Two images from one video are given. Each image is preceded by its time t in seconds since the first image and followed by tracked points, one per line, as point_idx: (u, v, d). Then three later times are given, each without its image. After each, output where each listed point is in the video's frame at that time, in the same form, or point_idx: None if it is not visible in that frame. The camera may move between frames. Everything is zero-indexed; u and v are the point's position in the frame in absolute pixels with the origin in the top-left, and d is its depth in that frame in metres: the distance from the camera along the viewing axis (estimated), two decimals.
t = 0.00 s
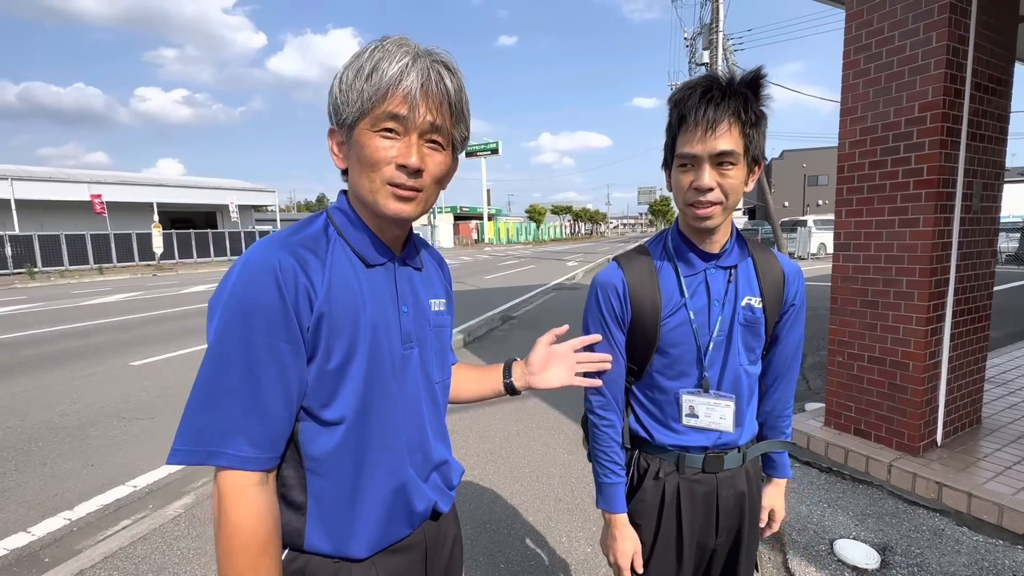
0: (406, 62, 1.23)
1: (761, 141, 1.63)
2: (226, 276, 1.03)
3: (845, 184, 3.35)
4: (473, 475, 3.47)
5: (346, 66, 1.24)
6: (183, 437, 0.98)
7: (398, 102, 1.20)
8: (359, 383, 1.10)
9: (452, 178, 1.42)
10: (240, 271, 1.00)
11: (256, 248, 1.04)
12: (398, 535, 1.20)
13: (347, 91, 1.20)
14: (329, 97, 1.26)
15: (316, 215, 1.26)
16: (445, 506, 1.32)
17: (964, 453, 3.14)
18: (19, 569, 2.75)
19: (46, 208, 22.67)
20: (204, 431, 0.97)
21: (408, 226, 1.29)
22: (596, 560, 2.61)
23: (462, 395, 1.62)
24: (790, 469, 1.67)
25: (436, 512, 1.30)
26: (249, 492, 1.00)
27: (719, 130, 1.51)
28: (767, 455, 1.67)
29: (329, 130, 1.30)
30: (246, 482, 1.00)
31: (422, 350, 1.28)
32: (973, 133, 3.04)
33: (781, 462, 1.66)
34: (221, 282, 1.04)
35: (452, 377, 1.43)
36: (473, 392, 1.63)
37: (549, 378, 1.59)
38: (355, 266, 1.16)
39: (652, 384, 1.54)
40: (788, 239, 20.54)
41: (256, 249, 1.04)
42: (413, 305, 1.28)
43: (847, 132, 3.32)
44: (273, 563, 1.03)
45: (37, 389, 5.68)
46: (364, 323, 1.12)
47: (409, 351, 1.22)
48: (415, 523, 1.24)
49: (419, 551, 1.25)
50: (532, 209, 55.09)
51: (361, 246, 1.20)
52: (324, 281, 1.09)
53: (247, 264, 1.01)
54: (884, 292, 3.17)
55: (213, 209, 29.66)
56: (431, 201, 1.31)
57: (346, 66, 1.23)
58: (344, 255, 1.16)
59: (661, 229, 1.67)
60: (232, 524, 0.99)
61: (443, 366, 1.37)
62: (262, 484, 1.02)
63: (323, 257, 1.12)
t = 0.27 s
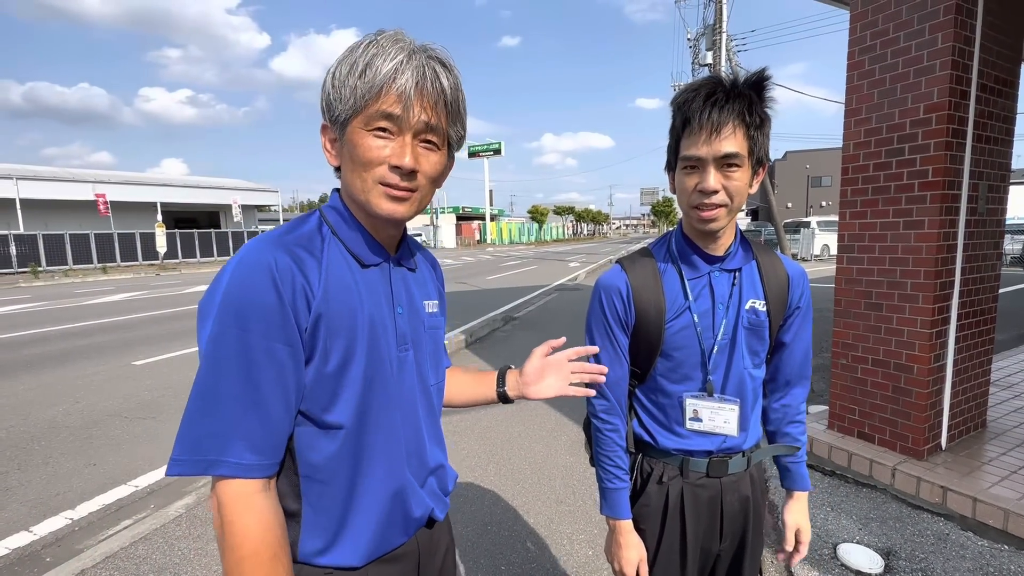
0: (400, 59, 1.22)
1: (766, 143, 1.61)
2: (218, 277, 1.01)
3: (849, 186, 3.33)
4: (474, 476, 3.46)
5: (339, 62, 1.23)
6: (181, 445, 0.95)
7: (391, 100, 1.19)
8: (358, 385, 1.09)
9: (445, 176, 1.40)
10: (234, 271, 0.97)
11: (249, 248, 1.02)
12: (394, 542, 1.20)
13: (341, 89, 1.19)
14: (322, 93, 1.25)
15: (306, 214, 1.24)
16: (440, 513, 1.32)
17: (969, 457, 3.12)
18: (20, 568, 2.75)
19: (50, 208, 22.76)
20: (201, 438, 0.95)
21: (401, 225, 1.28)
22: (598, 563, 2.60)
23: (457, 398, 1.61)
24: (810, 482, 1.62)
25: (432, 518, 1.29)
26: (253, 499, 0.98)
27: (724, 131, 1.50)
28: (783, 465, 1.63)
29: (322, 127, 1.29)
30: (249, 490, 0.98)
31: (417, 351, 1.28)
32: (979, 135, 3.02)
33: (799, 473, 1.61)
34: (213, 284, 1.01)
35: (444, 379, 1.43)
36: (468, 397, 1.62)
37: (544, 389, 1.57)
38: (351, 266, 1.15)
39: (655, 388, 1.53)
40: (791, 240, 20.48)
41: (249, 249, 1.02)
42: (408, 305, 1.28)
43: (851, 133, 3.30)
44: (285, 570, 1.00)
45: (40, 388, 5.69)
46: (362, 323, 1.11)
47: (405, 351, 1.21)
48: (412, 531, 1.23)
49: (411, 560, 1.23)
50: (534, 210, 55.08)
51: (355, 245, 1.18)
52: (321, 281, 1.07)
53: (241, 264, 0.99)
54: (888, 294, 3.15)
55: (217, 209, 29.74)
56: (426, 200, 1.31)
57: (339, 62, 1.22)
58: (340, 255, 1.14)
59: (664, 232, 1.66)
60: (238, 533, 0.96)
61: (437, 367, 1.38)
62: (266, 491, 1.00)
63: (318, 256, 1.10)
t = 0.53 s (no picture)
0: (425, 61, 1.15)
1: (773, 144, 1.61)
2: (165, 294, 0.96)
3: (853, 187, 3.32)
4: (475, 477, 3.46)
5: (354, 55, 1.07)
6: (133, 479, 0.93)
7: (428, 110, 1.14)
8: (329, 400, 1.06)
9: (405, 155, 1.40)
10: (181, 291, 0.92)
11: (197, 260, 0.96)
12: (376, 561, 1.19)
13: (374, 93, 1.07)
14: (331, 85, 1.05)
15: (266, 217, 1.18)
16: (428, 527, 1.33)
17: (972, 460, 3.10)
18: (23, 567, 2.76)
19: (53, 207, 22.82)
20: (155, 471, 0.92)
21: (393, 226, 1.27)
22: (599, 565, 2.59)
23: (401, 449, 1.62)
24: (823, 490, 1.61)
25: (420, 534, 1.30)
26: (216, 533, 0.97)
27: (732, 132, 1.50)
28: (794, 472, 1.62)
29: (323, 122, 1.07)
30: (210, 525, 0.96)
31: (394, 355, 1.25)
32: (983, 136, 3.00)
33: (810, 481, 1.60)
34: (161, 302, 0.97)
35: (425, 380, 1.42)
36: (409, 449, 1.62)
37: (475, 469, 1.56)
38: (318, 274, 1.11)
39: (658, 389, 1.53)
40: (793, 241, 20.43)
41: (198, 261, 0.96)
42: (382, 309, 1.25)
43: (855, 134, 3.29)
44: None
45: (43, 387, 5.71)
46: (329, 335, 1.06)
47: (381, 359, 1.19)
48: (394, 548, 1.22)
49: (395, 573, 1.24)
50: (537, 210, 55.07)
51: (322, 251, 1.13)
52: (282, 294, 1.02)
53: (189, 282, 0.93)
54: (891, 296, 3.14)
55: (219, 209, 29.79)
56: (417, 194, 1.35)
57: (360, 56, 1.06)
58: (305, 262, 1.10)
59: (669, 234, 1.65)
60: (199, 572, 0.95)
61: (417, 368, 1.37)
62: (228, 524, 0.98)
63: (277, 265, 1.05)
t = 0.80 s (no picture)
0: (409, 46, 1.13)
1: (774, 142, 1.61)
2: (107, 315, 0.91)
3: (855, 187, 3.32)
4: (476, 477, 3.46)
5: (338, 40, 1.03)
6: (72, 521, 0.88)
7: (415, 99, 1.13)
8: (299, 426, 1.01)
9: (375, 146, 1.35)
10: (123, 316, 0.87)
11: (143, 279, 0.91)
12: None
13: (363, 81, 1.04)
14: (315, 73, 1.00)
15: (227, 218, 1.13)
16: (414, 543, 1.31)
17: (975, 461, 3.10)
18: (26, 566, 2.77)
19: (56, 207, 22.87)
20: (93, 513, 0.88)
21: (372, 225, 1.23)
22: (600, 565, 2.59)
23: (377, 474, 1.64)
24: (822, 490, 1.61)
25: (408, 551, 1.31)
26: None
27: (734, 128, 1.50)
28: (795, 471, 1.62)
29: (306, 113, 1.02)
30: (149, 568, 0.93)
31: (372, 364, 1.23)
32: (985, 137, 3.00)
33: (811, 481, 1.61)
34: (104, 322, 0.91)
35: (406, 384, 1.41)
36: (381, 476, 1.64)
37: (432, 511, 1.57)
38: (287, 288, 1.06)
39: (660, 389, 1.53)
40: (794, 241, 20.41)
41: (145, 282, 0.90)
42: (358, 316, 1.22)
43: (856, 135, 3.29)
44: None
45: (45, 387, 5.72)
46: (298, 355, 1.01)
47: (358, 370, 1.16)
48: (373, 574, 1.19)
49: None
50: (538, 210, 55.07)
51: (293, 260, 1.09)
52: (243, 316, 0.97)
53: (132, 309, 0.87)
54: (893, 297, 3.14)
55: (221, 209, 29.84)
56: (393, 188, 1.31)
57: (345, 41, 1.03)
58: (272, 275, 1.05)
59: (672, 234, 1.65)
60: None
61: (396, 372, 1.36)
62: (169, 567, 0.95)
63: (238, 280, 1.00)
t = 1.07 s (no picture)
0: (385, 33, 1.08)
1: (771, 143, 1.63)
2: (76, 332, 0.86)
3: (855, 187, 3.32)
4: (477, 477, 3.46)
5: (306, 31, 0.98)
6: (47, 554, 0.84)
7: (393, 91, 1.09)
8: (289, 437, 1.00)
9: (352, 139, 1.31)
10: (95, 335, 0.83)
11: (115, 292, 0.86)
12: None
13: (336, 75, 1.00)
14: (283, 67, 0.96)
15: (199, 220, 1.08)
16: (405, 544, 1.32)
17: (975, 461, 3.10)
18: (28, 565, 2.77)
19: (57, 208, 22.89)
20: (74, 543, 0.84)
21: (351, 222, 1.20)
22: (601, 565, 2.59)
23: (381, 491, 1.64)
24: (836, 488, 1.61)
25: (399, 551, 1.33)
26: None
27: (738, 125, 1.50)
28: (806, 469, 1.62)
29: (275, 112, 0.98)
30: None
31: (357, 366, 1.22)
32: (986, 137, 3.00)
33: (823, 478, 1.61)
34: (72, 339, 0.86)
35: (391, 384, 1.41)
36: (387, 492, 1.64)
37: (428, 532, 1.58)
38: (269, 293, 1.03)
39: (663, 389, 1.53)
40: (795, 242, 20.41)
41: (118, 295, 0.86)
42: (341, 317, 1.21)
43: (857, 135, 3.29)
44: None
45: (46, 386, 5.73)
46: (285, 365, 1.00)
47: (345, 373, 1.16)
48: None
49: None
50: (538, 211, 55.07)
51: (275, 265, 1.06)
52: (227, 328, 0.94)
53: (107, 326, 0.84)
54: (894, 297, 3.13)
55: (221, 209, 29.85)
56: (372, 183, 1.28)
57: (314, 32, 0.98)
58: (254, 280, 1.02)
59: (670, 233, 1.65)
60: None
61: (382, 370, 1.36)
62: None
63: (218, 288, 0.96)
